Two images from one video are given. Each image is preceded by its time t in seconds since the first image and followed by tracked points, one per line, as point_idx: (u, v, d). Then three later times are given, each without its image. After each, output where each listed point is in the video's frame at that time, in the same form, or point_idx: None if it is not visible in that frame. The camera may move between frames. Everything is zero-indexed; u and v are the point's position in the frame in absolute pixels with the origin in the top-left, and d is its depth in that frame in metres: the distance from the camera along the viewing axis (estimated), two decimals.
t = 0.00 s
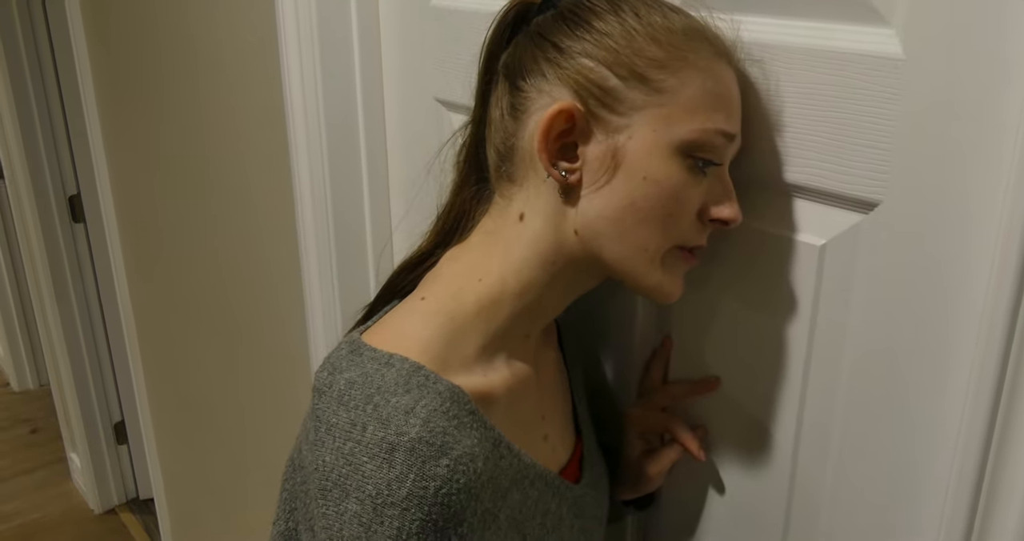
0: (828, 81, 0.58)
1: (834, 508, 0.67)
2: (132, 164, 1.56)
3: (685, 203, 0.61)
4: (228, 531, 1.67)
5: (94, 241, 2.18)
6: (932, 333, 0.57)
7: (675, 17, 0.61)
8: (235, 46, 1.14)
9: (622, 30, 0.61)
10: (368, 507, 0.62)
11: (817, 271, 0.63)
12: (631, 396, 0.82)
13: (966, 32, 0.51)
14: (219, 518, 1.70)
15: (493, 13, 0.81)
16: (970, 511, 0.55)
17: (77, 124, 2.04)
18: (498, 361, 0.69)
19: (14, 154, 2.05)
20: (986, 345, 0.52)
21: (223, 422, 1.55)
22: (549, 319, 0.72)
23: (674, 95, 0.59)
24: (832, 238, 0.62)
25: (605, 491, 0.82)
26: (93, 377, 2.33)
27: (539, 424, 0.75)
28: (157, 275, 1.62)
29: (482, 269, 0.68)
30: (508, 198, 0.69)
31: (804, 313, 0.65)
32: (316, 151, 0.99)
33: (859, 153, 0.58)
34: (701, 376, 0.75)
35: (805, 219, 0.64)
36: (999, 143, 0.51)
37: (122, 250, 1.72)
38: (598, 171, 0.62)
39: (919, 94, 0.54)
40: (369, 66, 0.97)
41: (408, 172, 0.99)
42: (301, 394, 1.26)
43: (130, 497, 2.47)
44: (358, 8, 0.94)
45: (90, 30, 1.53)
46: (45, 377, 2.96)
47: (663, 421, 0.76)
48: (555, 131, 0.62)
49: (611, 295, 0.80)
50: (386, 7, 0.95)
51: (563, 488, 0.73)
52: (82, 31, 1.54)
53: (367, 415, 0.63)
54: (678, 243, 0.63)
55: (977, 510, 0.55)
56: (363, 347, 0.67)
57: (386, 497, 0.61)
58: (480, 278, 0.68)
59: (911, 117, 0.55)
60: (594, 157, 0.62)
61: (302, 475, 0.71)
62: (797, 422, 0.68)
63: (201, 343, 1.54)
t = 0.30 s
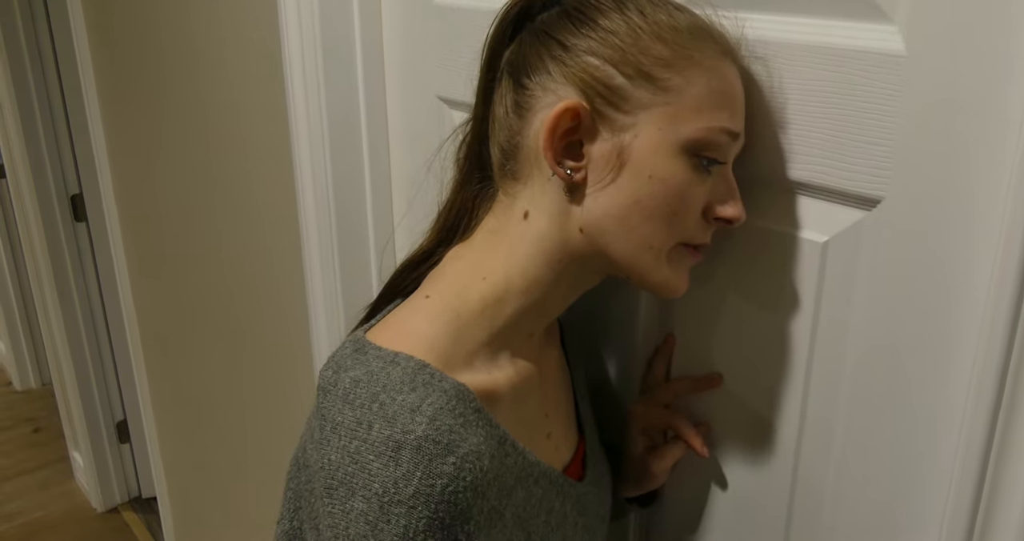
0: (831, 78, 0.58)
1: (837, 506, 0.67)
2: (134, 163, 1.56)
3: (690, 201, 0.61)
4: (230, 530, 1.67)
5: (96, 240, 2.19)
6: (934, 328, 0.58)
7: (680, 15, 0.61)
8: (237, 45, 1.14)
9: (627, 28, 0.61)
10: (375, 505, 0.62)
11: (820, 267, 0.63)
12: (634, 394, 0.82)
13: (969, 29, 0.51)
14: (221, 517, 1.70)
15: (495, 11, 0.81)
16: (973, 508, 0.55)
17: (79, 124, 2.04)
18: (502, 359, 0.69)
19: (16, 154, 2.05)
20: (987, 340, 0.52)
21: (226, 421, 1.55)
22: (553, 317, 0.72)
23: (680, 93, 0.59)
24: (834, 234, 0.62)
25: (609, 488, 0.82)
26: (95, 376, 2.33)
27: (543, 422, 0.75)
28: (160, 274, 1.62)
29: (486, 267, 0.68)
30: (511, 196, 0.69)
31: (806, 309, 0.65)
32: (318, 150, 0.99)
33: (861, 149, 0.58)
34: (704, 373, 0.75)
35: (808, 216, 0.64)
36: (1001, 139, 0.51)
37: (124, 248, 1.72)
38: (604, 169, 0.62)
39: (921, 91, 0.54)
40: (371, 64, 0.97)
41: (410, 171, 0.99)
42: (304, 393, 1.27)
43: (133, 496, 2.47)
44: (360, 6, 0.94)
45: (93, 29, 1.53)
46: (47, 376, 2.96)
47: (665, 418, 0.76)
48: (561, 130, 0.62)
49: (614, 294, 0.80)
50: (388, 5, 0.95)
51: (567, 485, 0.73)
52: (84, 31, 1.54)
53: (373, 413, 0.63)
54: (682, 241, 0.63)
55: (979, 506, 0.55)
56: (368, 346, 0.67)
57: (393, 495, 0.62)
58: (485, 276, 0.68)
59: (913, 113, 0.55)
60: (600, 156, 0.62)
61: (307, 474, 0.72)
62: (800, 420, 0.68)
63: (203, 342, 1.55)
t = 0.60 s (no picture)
0: (831, 74, 0.58)
1: (840, 505, 0.67)
2: (134, 162, 1.56)
3: (694, 198, 0.61)
4: (231, 529, 1.67)
5: (96, 239, 2.18)
6: (937, 325, 0.57)
7: (682, 12, 0.61)
8: (237, 44, 1.14)
9: (630, 26, 0.61)
10: (378, 505, 0.62)
11: (820, 264, 0.63)
12: (636, 392, 0.82)
13: (970, 24, 0.51)
14: (222, 517, 1.70)
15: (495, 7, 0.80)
16: (973, 507, 0.55)
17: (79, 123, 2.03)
18: (505, 358, 0.69)
19: (15, 153, 2.05)
20: (987, 338, 0.52)
21: (226, 421, 1.55)
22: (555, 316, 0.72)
23: (684, 92, 0.59)
24: (835, 230, 0.62)
25: (610, 487, 0.81)
26: (96, 376, 2.33)
27: (546, 422, 0.75)
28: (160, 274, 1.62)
29: (489, 266, 0.68)
30: (512, 195, 0.68)
31: (808, 306, 0.65)
32: (318, 148, 0.99)
33: (862, 145, 0.58)
34: (706, 369, 0.75)
35: (809, 213, 0.63)
36: (1001, 135, 0.51)
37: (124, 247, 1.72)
38: (608, 168, 0.61)
39: (921, 87, 0.54)
40: (370, 62, 0.97)
41: (410, 169, 0.98)
42: (305, 393, 1.26)
43: (134, 496, 2.47)
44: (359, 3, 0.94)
45: (92, 27, 1.52)
46: (47, 375, 2.96)
47: (668, 415, 0.76)
48: (565, 129, 0.61)
49: (614, 292, 0.80)
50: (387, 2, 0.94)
51: (569, 485, 0.73)
52: (84, 29, 1.54)
53: (376, 414, 0.63)
54: (685, 239, 0.63)
55: (980, 504, 0.55)
56: (370, 345, 0.67)
57: (396, 495, 0.61)
58: (487, 275, 0.68)
59: (913, 110, 0.55)
60: (604, 155, 0.61)
61: (308, 474, 0.71)
62: (802, 418, 0.68)
63: (204, 342, 1.54)
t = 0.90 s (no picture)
0: (830, 71, 0.58)
1: (839, 504, 0.67)
2: (134, 160, 1.56)
3: (696, 192, 0.61)
4: (231, 528, 1.67)
5: (96, 237, 2.18)
6: (936, 322, 0.57)
7: (682, 7, 0.61)
8: (237, 43, 1.14)
9: (630, 21, 0.61)
10: (380, 504, 0.62)
11: (819, 261, 0.63)
12: (636, 391, 0.82)
13: (969, 21, 0.51)
14: (222, 516, 1.70)
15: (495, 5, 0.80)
16: (971, 503, 0.55)
17: (79, 121, 2.03)
18: (507, 357, 0.70)
19: (15, 150, 2.05)
20: (985, 334, 0.52)
21: (226, 420, 1.55)
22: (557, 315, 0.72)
23: (684, 86, 0.59)
24: (834, 228, 0.62)
25: (610, 486, 0.82)
26: (95, 375, 2.33)
27: (547, 420, 0.75)
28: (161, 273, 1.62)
29: (491, 264, 0.68)
30: (514, 192, 0.68)
31: (807, 303, 0.65)
32: (318, 147, 0.99)
33: (860, 143, 0.58)
34: (706, 366, 0.75)
35: (808, 209, 0.63)
36: (998, 133, 0.51)
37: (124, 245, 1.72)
38: (610, 163, 0.62)
39: (920, 84, 0.54)
40: (370, 61, 0.97)
41: (409, 168, 0.99)
42: (305, 392, 1.26)
43: (133, 494, 2.47)
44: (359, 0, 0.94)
45: (92, 25, 1.52)
46: (47, 373, 2.96)
47: (667, 412, 0.76)
48: (565, 124, 0.62)
49: (616, 292, 0.80)
50: None
51: (570, 483, 0.73)
52: (84, 28, 1.54)
53: (379, 412, 0.63)
54: (685, 231, 0.63)
55: (979, 498, 0.55)
56: (372, 343, 0.67)
57: (399, 493, 0.62)
58: (490, 272, 0.68)
59: (912, 108, 0.55)
60: (605, 150, 0.61)
61: (310, 473, 0.72)
62: (800, 415, 0.68)
63: (204, 342, 1.54)
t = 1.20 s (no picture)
0: (830, 69, 0.59)
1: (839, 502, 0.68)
2: (134, 158, 1.56)
3: (699, 197, 0.62)
4: (232, 527, 1.68)
5: (95, 234, 2.18)
6: (936, 320, 0.58)
7: (694, 9, 0.61)
8: (238, 41, 1.14)
9: (643, 21, 0.61)
10: (386, 502, 0.62)
11: (819, 259, 0.64)
12: (636, 389, 0.82)
13: (968, 20, 0.51)
14: (223, 514, 1.70)
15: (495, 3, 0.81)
16: (970, 499, 0.56)
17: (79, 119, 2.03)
18: (510, 355, 0.70)
19: (15, 148, 2.05)
20: (985, 332, 0.52)
21: (227, 419, 1.55)
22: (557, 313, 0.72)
23: (695, 92, 0.60)
24: (834, 225, 0.62)
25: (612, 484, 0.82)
26: (94, 372, 2.33)
27: (548, 419, 0.75)
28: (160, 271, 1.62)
29: (492, 262, 0.68)
30: (518, 190, 0.68)
31: (807, 301, 0.65)
32: (318, 145, 0.99)
33: (860, 141, 0.58)
34: (705, 364, 0.75)
35: (808, 207, 0.64)
36: (998, 131, 0.52)
37: (123, 243, 1.72)
38: (616, 165, 0.62)
39: (920, 82, 0.54)
40: (371, 58, 0.97)
41: (409, 166, 0.99)
42: (306, 391, 1.27)
43: (132, 491, 2.47)
44: None
45: (92, 22, 1.52)
46: (46, 370, 2.96)
47: (666, 410, 0.77)
48: (573, 123, 0.61)
49: (615, 291, 0.81)
50: None
51: (572, 481, 0.73)
52: (84, 26, 1.54)
53: (383, 411, 0.63)
54: (686, 236, 0.64)
55: (978, 492, 0.55)
56: (375, 342, 0.67)
57: (404, 492, 0.62)
58: (491, 270, 0.68)
59: (912, 106, 0.55)
60: (613, 152, 0.62)
61: (314, 472, 0.72)
62: (800, 413, 0.69)
63: (204, 341, 1.55)
